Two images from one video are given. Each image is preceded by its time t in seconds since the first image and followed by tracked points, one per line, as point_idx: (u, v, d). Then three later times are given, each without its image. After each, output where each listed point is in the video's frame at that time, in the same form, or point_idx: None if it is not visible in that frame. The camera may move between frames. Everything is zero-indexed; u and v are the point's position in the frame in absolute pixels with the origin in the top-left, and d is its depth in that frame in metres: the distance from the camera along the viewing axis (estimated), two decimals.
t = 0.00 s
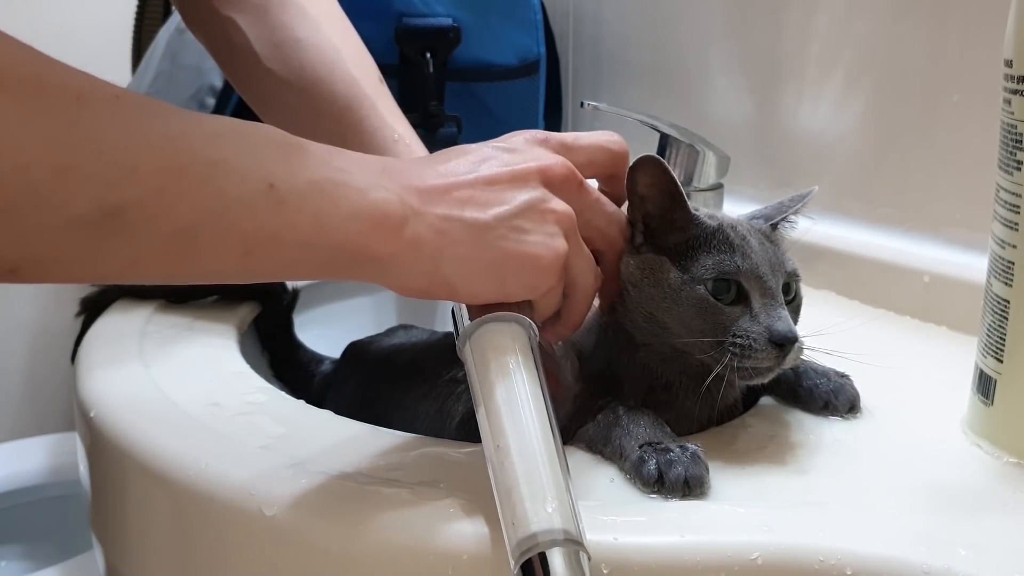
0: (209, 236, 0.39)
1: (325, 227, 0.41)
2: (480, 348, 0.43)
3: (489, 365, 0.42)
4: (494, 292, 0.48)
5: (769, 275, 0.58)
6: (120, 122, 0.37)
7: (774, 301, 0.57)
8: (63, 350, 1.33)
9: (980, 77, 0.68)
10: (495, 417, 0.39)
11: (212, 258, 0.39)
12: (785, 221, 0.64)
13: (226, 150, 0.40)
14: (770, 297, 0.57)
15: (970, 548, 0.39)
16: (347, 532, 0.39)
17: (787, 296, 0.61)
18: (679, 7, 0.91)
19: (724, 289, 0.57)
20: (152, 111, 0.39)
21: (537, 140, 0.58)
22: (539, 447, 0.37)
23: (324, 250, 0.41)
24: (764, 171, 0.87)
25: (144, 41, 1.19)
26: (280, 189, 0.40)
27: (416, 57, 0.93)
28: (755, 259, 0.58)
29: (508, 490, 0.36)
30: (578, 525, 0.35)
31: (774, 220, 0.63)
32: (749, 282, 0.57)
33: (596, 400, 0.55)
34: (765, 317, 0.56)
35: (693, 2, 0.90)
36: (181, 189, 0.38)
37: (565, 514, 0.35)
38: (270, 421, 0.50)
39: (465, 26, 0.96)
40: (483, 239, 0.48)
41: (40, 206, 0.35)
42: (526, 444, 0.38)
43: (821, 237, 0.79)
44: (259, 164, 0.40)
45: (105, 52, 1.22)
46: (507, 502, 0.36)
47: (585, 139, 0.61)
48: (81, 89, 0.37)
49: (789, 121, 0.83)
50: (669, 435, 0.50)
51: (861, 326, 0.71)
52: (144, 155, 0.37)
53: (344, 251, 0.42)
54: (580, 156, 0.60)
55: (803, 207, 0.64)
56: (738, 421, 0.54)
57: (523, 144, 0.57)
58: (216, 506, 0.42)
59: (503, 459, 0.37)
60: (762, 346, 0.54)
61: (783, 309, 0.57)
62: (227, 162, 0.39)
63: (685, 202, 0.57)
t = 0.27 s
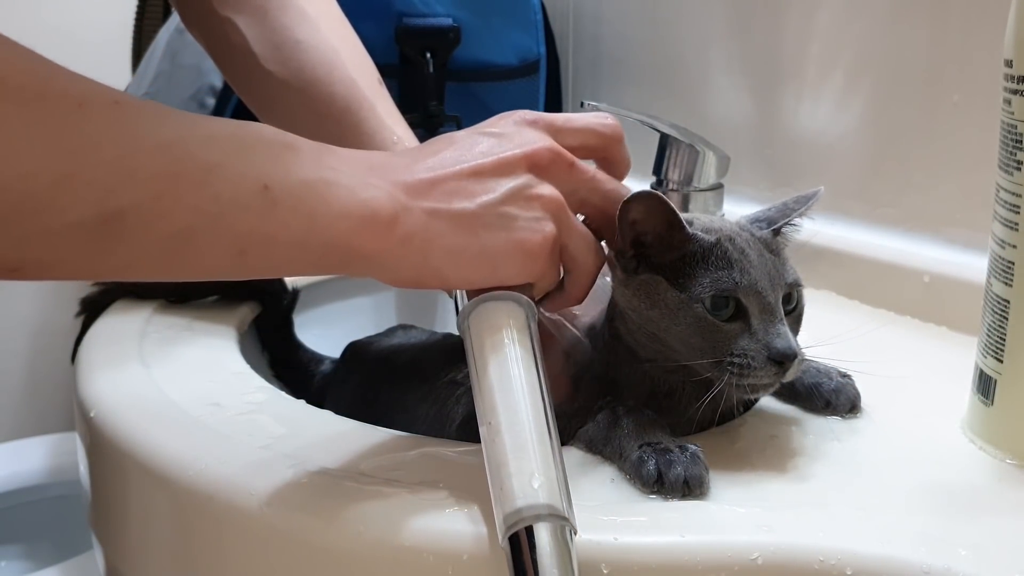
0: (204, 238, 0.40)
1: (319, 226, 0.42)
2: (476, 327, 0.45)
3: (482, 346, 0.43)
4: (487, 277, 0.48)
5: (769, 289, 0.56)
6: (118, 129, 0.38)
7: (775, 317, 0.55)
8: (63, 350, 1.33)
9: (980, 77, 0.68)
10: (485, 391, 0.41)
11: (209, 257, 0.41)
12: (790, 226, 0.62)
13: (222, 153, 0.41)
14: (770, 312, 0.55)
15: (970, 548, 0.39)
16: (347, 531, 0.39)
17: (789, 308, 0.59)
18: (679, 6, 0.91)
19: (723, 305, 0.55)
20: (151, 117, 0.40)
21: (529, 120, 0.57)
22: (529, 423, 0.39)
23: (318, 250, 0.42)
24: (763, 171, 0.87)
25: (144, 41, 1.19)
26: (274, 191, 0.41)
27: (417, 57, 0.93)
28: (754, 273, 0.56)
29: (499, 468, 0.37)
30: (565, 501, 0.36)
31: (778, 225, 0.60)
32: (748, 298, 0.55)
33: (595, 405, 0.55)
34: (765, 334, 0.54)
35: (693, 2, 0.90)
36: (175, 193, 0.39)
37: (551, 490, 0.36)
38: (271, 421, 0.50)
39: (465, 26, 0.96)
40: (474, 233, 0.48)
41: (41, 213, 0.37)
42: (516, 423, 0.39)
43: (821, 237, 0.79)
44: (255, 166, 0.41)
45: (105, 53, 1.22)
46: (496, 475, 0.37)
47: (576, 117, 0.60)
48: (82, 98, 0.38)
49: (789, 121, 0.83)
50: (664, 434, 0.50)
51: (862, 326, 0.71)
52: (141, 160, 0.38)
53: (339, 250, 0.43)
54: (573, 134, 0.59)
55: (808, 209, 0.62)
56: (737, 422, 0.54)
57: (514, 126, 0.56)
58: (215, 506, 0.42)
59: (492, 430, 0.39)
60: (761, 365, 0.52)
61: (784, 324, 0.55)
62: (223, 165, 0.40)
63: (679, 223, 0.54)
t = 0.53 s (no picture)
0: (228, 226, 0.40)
1: (340, 217, 0.43)
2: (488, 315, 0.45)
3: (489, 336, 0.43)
4: (497, 270, 0.48)
5: (781, 300, 0.54)
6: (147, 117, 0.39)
7: (788, 328, 0.54)
8: (63, 350, 1.33)
9: (980, 77, 0.68)
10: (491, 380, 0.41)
11: (234, 245, 0.41)
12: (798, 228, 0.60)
13: (249, 142, 0.41)
14: (783, 323, 0.54)
15: (970, 548, 0.39)
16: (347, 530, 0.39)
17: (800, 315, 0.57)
18: (679, 6, 0.91)
19: (733, 318, 0.53)
20: (182, 106, 0.40)
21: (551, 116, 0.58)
22: (531, 418, 0.39)
23: (339, 239, 0.43)
24: (763, 171, 0.87)
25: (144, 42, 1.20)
26: (299, 180, 0.42)
27: (416, 57, 0.93)
28: (764, 284, 0.54)
29: (496, 452, 0.38)
30: (562, 493, 0.36)
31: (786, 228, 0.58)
32: (760, 310, 0.53)
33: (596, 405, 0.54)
34: (777, 347, 0.52)
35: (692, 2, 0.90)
36: (204, 181, 0.39)
37: (547, 479, 0.36)
38: (271, 420, 0.50)
39: (465, 26, 0.96)
40: (488, 224, 0.49)
41: (71, 199, 0.37)
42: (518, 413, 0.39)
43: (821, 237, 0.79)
44: (281, 156, 0.42)
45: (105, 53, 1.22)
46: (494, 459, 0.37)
47: (601, 118, 0.59)
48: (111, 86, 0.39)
49: (789, 121, 0.83)
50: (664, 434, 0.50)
51: (862, 325, 0.71)
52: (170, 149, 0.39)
53: (360, 240, 0.44)
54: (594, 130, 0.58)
55: (818, 211, 0.60)
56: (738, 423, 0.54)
57: (536, 121, 0.56)
58: (215, 505, 0.42)
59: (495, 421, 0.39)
60: (773, 378, 0.51)
61: (796, 336, 0.54)
62: (250, 154, 0.41)
63: (683, 238, 0.53)
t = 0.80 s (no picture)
0: (240, 219, 0.41)
1: (350, 209, 0.43)
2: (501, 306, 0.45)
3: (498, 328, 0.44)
4: (503, 267, 0.49)
5: (783, 303, 0.53)
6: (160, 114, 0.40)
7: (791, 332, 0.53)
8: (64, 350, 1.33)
9: (980, 77, 0.68)
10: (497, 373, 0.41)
11: (245, 238, 0.42)
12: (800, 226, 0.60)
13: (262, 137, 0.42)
14: (786, 327, 0.53)
15: (969, 548, 0.39)
16: (348, 531, 0.39)
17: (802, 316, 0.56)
18: (679, 6, 0.91)
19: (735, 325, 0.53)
20: (198, 103, 0.41)
21: (568, 117, 0.58)
22: (535, 409, 0.39)
23: (349, 231, 0.44)
24: (763, 171, 0.87)
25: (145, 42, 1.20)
26: (310, 174, 0.42)
27: (416, 57, 0.93)
28: (766, 289, 0.53)
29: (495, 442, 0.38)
30: (556, 485, 0.36)
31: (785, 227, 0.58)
32: (763, 316, 0.52)
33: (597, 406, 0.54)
34: (781, 351, 0.52)
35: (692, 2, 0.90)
36: (216, 176, 0.40)
37: (543, 471, 0.36)
38: (272, 420, 0.50)
39: (465, 26, 0.96)
40: (496, 220, 0.49)
41: (88, 193, 0.38)
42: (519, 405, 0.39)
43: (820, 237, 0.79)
44: (292, 151, 0.42)
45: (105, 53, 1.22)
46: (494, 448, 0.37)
47: (620, 119, 0.59)
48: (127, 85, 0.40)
49: (789, 121, 0.83)
50: (665, 433, 0.50)
51: (862, 325, 0.71)
52: (183, 144, 0.40)
53: (369, 233, 0.44)
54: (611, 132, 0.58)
55: (817, 208, 0.59)
56: (738, 423, 0.54)
57: (553, 122, 0.57)
58: (215, 506, 0.42)
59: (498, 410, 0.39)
60: (778, 385, 0.51)
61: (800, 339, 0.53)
62: (261, 149, 0.42)
63: (682, 251, 0.52)
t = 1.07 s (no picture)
0: (258, 200, 0.43)
1: (363, 189, 0.45)
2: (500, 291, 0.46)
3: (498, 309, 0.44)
4: (510, 247, 0.49)
5: (761, 310, 0.52)
6: (180, 100, 0.41)
7: (768, 339, 0.52)
8: (64, 350, 1.33)
9: (980, 77, 0.68)
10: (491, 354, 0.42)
11: (263, 217, 0.43)
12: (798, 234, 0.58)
13: (279, 119, 0.43)
14: (763, 333, 0.52)
15: (970, 548, 0.39)
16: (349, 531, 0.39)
17: (787, 318, 0.55)
18: (679, 6, 0.91)
19: (710, 330, 0.52)
20: (219, 87, 0.43)
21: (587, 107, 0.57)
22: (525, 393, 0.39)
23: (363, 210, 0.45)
24: (763, 171, 0.87)
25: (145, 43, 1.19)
26: (326, 156, 0.44)
27: (416, 57, 0.93)
28: (742, 294, 0.52)
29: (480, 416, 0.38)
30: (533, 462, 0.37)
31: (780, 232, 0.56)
32: (738, 322, 0.52)
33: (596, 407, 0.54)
34: (755, 359, 0.51)
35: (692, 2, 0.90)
36: (235, 158, 0.42)
37: (520, 446, 0.37)
38: (272, 420, 0.50)
39: (465, 26, 0.96)
40: (504, 201, 0.49)
41: (111, 176, 0.40)
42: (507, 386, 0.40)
43: (820, 237, 0.79)
44: (309, 133, 0.44)
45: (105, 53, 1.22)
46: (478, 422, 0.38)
47: (640, 113, 0.58)
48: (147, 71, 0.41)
49: (789, 121, 0.83)
50: (664, 432, 0.50)
51: (863, 325, 0.71)
52: (203, 129, 0.41)
53: (383, 212, 0.46)
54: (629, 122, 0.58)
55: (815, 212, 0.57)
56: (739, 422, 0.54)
57: (572, 109, 0.56)
58: (214, 505, 0.42)
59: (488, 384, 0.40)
60: (750, 391, 0.51)
61: (777, 346, 0.52)
62: (280, 132, 0.43)
63: (657, 258, 0.51)
